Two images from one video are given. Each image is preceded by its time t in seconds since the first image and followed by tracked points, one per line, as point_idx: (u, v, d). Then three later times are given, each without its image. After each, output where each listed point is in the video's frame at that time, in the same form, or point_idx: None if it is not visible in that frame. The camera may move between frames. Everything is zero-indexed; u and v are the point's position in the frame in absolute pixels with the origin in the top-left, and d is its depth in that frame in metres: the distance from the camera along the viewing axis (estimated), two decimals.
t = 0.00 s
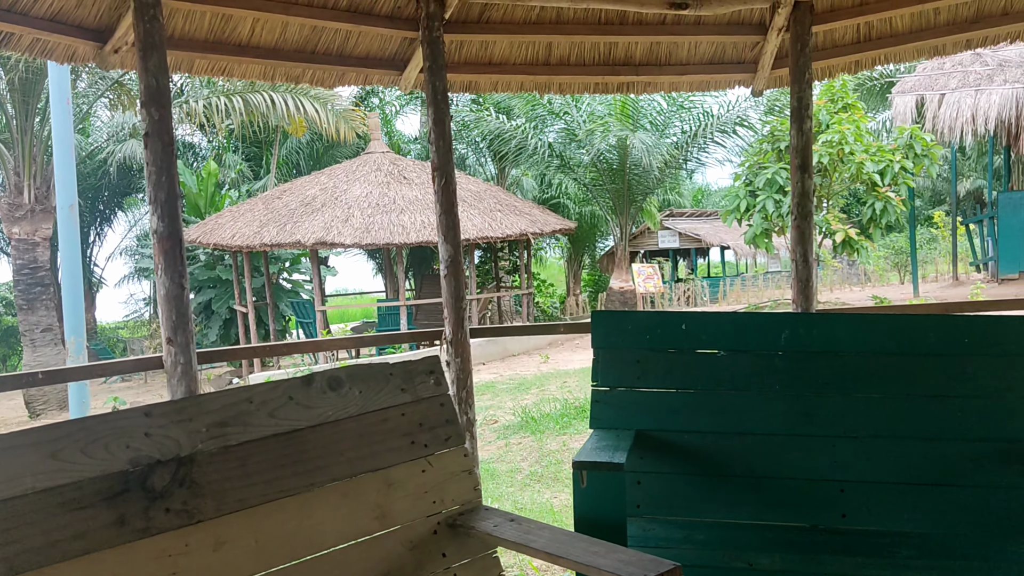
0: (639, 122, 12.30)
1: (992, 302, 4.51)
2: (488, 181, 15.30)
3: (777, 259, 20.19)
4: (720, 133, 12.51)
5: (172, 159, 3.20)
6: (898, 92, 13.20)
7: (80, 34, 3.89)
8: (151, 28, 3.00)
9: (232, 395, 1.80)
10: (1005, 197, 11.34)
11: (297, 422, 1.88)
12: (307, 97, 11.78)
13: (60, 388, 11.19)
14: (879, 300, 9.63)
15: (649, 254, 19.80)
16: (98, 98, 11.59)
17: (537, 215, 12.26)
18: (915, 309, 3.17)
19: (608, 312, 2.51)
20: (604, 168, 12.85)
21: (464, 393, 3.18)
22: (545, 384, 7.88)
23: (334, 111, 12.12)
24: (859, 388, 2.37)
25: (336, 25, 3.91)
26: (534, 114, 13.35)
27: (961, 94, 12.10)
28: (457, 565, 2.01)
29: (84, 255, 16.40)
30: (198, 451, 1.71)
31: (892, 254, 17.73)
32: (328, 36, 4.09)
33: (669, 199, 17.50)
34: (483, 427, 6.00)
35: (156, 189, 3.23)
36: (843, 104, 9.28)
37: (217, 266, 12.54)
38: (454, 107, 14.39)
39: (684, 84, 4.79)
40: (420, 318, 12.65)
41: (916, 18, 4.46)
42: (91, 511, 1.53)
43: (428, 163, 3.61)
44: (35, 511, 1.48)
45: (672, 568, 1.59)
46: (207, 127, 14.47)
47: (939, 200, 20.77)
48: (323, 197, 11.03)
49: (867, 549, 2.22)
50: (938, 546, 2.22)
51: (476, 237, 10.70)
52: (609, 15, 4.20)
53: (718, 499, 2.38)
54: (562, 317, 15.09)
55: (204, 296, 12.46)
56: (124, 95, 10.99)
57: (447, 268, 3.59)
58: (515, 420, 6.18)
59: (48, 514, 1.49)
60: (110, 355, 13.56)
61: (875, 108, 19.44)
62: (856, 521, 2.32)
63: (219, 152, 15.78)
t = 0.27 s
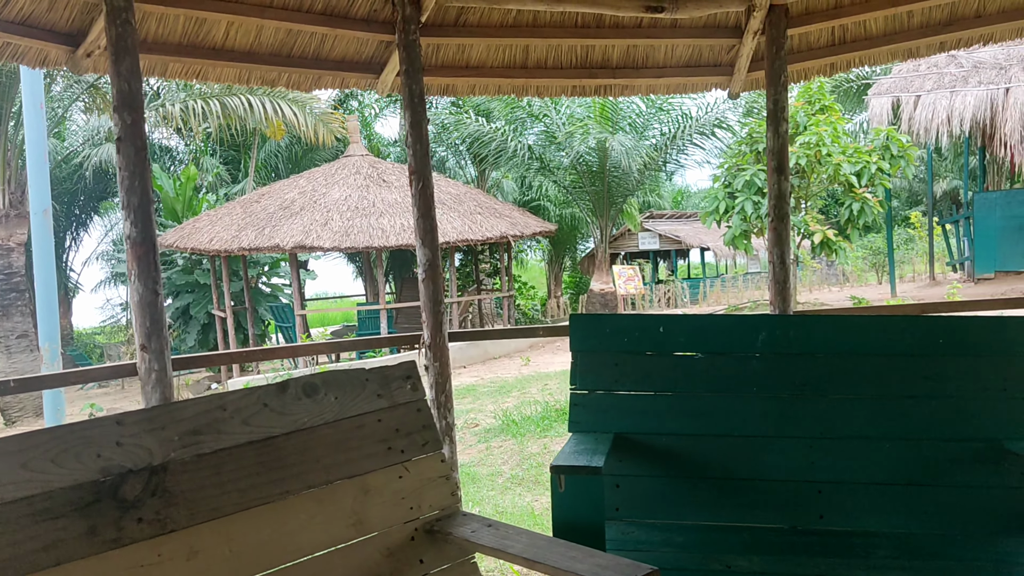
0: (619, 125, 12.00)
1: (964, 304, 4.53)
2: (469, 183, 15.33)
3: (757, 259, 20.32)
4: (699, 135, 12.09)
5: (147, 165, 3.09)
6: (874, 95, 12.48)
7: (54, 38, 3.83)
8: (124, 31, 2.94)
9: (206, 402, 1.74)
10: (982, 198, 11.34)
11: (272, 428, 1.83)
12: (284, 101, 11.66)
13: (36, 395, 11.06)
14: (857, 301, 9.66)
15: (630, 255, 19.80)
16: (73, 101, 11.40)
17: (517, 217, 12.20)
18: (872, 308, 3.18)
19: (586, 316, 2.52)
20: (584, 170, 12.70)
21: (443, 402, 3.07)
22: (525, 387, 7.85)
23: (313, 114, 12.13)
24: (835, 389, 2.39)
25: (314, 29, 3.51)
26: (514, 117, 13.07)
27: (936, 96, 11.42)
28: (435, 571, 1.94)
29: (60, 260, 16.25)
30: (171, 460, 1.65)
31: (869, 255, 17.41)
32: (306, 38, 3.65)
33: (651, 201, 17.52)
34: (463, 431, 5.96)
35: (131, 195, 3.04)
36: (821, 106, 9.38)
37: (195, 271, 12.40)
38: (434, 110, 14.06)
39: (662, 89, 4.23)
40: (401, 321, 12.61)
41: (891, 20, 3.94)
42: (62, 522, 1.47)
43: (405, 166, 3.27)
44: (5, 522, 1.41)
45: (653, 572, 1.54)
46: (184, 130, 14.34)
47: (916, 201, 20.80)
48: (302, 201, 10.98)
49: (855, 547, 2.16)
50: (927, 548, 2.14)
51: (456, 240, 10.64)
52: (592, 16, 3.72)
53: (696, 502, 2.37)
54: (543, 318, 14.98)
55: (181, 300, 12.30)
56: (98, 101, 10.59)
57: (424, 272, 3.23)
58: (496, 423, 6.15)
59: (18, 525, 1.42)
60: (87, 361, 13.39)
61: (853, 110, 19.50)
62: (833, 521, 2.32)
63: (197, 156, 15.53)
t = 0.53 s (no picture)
0: (586, 128, 11.79)
1: (920, 302, 4.61)
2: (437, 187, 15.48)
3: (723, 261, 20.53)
4: (665, 139, 11.90)
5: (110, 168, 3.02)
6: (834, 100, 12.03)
7: (11, 41, 3.76)
8: (86, 34, 2.88)
9: (170, 409, 1.72)
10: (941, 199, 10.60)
11: (238, 435, 1.81)
12: (250, 105, 11.79)
13: None
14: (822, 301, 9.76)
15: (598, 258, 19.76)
16: (32, 105, 11.17)
17: (486, 221, 12.20)
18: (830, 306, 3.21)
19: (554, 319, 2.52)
20: (552, 172, 12.16)
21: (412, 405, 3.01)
22: (496, 391, 7.84)
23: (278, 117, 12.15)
24: (801, 389, 2.40)
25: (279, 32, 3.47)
26: (481, 121, 12.50)
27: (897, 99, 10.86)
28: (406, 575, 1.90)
29: (20, 267, 15.89)
30: (134, 467, 1.63)
31: (833, 256, 17.21)
32: (270, 41, 3.61)
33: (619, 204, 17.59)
34: (434, 435, 5.94)
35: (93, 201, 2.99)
36: (783, 109, 9.55)
37: (159, 276, 12.10)
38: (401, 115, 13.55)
39: (626, 92, 4.22)
40: (369, 326, 12.51)
41: (851, 25, 3.99)
42: (25, 531, 1.44)
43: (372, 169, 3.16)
44: None
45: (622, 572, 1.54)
46: (148, 134, 14.11)
47: (879, 202, 20.97)
48: (268, 205, 10.88)
49: (821, 543, 2.19)
50: (891, 544, 2.16)
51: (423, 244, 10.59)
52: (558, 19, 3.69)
53: (664, 502, 2.37)
54: (512, 322, 14.92)
55: (145, 307, 12.01)
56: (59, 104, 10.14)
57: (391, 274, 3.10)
58: (466, 426, 6.13)
59: None
60: (49, 369, 13.10)
61: (816, 113, 19.46)
62: (798, 519, 2.32)
63: (160, 160, 15.25)
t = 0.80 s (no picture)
0: (561, 130, 11.67)
1: (883, 303, 4.65)
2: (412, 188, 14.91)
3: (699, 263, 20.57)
4: (639, 141, 11.88)
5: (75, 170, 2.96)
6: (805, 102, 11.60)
7: None
8: (51, 35, 2.82)
9: (134, 414, 1.68)
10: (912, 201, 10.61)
11: (204, 440, 1.77)
12: (222, 106, 11.65)
13: None
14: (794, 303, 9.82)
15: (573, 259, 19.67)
16: None
17: (460, 223, 12.19)
18: (797, 307, 3.23)
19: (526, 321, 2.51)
20: (526, 175, 12.14)
21: (384, 409, 3.02)
22: (470, 393, 7.82)
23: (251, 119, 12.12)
24: (770, 390, 2.41)
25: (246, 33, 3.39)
26: (456, 123, 12.46)
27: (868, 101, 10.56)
28: None
29: None
30: (97, 474, 1.58)
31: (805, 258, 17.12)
32: (239, 43, 3.54)
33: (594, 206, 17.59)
34: (407, 438, 5.91)
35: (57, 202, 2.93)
36: (756, 111, 9.47)
37: (130, 280, 11.97)
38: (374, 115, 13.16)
39: (597, 95, 4.13)
40: (343, 329, 12.42)
41: (819, 27, 3.86)
42: None
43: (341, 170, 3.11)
44: None
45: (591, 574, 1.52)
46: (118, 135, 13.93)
47: (850, 204, 21.12)
48: (240, 207, 10.79)
49: (793, 543, 2.19)
50: (861, 543, 2.17)
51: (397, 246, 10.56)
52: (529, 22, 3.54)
53: (636, 504, 2.37)
54: (488, 323, 14.80)
55: (116, 310, 11.92)
56: (26, 105, 9.99)
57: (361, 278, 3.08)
58: (440, 429, 6.11)
59: None
60: (19, 374, 12.91)
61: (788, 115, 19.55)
62: (768, 520, 2.33)
63: (131, 162, 15.28)
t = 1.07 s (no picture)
0: (534, 134, 11.13)
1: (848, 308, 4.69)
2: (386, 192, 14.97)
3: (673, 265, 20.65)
4: (613, 144, 11.55)
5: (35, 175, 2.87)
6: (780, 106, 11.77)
7: None
8: (9, 38, 2.69)
9: (92, 423, 1.62)
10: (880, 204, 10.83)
11: (164, 449, 1.71)
12: (192, 108, 11.58)
13: None
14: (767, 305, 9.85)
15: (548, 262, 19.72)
16: None
17: (434, 226, 12.17)
18: (764, 312, 3.24)
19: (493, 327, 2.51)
20: (500, 179, 11.72)
21: (353, 414, 3.00)
22: (444, 397, 7.81)
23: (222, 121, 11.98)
24: (736, 394, 2.42)
25: (217, 37, 3.22)
26: (429, 125, 12.00)
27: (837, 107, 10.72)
28: None
29: None
30: (53, 484, 1.53)
31: (778, 261, 17.03)
32: (207, 44, 3.35)
33: (569, 209, 17.60)
34: (381, 443, 5.90)
35: (16, 206, 2.84)
36: (728, 116, 9.31)
37: (99, 284, 11.85)
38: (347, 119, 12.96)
39: (568, 99, 3.90)
40: (317, 333, 12.35)
41: (787, 32, 3.51)
42: None
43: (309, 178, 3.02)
44: None
45: None
46: (87, 137, 13.77)
47: (823, 207, 21.00)
48: (211, 210, 10.72)
49: (760, 546, 2.20)
50: (827, 545, 2.18)
51: (370, 249, 10.55)
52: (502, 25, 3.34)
53: (604, 509, 2.37)
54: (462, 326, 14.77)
55: (84, 314, 11.83)
56: None
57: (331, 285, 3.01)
58: (414, 433, 6.10)
59: None
60: None
61: (760, 119, 19.76)
62: (736, 523, 2.34)
63: (100, 165, 15.12)
